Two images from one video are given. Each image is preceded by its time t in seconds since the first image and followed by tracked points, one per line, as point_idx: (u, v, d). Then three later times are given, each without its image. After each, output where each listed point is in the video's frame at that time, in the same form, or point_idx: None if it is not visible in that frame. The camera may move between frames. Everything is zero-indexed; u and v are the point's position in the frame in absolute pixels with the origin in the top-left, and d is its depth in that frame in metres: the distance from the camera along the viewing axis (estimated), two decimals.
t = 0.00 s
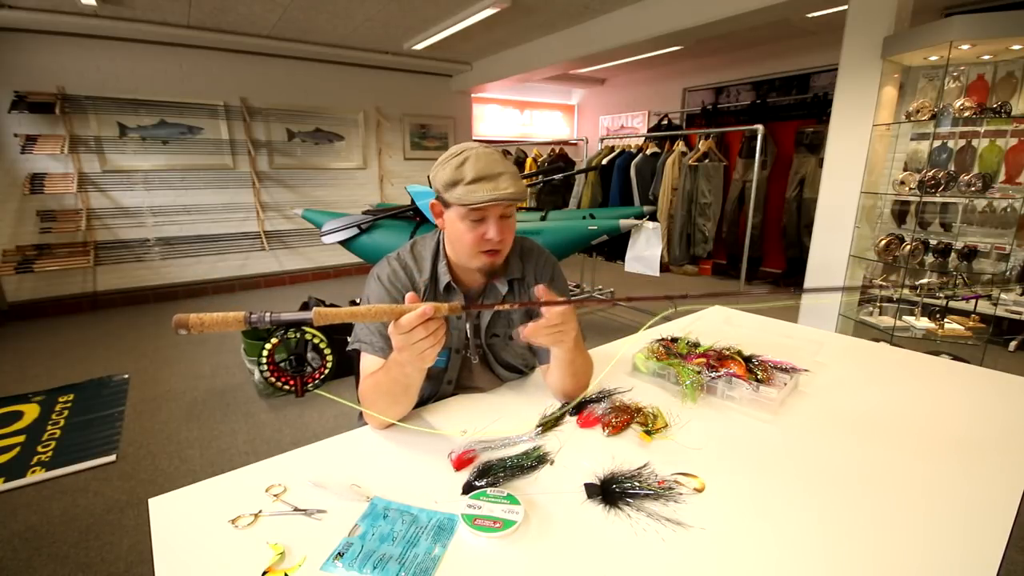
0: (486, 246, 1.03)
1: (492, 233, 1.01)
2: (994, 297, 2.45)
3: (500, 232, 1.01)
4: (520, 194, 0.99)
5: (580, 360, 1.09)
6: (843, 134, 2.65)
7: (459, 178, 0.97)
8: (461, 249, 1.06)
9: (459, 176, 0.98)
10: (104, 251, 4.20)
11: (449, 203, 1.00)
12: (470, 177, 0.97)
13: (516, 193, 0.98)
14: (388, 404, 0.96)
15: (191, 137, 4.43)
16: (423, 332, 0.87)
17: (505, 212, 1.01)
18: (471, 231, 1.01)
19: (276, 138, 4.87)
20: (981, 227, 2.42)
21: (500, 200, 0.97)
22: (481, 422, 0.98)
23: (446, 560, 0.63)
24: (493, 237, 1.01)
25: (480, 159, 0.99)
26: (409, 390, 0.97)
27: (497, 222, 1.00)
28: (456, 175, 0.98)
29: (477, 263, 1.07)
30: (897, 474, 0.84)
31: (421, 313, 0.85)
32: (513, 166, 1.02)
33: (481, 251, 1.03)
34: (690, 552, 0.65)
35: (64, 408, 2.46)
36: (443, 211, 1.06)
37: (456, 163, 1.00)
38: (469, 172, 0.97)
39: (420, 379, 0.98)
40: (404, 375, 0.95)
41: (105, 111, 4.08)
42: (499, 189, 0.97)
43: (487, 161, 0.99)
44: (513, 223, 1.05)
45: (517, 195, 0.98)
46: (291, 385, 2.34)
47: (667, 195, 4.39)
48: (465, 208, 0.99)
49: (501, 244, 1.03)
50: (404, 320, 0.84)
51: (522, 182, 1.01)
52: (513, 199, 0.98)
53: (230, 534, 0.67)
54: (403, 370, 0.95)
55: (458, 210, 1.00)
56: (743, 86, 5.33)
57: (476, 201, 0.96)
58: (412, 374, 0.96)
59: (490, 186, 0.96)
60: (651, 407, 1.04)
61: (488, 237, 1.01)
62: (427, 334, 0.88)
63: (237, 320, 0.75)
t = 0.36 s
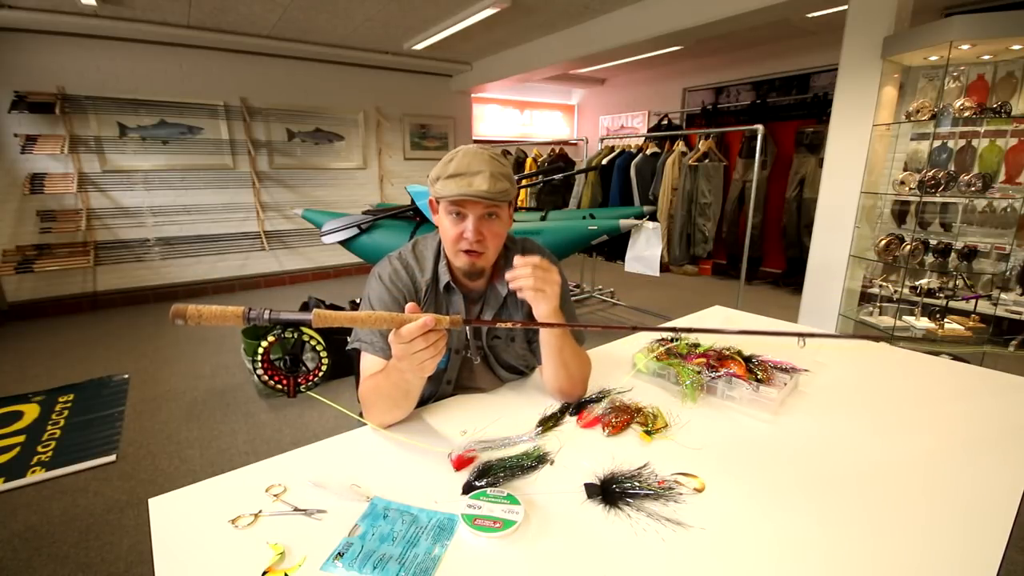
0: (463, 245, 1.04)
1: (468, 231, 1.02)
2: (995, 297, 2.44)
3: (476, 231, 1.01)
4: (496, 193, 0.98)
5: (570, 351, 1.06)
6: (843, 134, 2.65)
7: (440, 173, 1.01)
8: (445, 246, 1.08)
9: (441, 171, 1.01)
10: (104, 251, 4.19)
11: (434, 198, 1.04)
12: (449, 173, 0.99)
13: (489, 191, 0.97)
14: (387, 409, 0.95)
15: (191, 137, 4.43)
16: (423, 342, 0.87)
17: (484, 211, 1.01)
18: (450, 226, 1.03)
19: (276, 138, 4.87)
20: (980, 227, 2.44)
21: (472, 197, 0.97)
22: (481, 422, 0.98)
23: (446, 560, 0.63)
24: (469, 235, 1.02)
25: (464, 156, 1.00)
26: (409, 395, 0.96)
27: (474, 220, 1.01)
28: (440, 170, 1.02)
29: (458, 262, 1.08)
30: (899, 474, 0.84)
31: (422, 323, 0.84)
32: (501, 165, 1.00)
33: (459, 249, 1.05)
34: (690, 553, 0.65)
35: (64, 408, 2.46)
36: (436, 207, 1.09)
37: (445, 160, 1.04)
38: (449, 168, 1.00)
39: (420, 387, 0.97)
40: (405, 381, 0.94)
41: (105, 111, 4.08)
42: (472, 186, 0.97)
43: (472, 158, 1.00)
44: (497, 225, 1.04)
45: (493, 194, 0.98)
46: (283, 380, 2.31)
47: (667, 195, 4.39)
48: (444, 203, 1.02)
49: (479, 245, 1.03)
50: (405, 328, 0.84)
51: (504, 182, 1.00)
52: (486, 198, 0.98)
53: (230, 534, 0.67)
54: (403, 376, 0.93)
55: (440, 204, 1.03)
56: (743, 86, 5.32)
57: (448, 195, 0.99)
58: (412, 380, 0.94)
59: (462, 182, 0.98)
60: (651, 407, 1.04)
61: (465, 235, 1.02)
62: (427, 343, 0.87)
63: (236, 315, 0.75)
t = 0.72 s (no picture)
0: (461, 246, 1.04)
1: (467, 233, 1.02)
2: (994, 297, 2.44)
3: (475, 233, 1.01)
4: (495, 197, 0.98)
5: (570, 347, 1.05)
6: (843, 134, 2.65)
7: (442, 173, 1.01)
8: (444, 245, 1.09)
9: (443, 171, 1.01)
10: (104, 251, 4.19)
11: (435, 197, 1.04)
12: (450, 174, 0.99)
13: (489, 196, 0.97)
14: (387, 413, 0.94)
15: (191, 137, 4.43)
16: (423, 352, 0.86)
17: (482, 214, 1.01)
18: (450, 227, 1.03)
19: (276, 138, 4.87)
20: (980, 227, 2.44)
21: (471, 199, 0.97)
22: (480, 422, 0.98)
23: (446, 560, 0.63)
24: (467, 237, 1.02)
25: (466, 158, 1.00)
26: (408, 401, 0.95)
27: (473, 222, 1.01)
28: (442, 170, 1.02)
29: (455, 263, 1.08)
30: (899, 474, 0.84)
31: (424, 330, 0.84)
32: (503, 169, 1.00)
33: (456, 251, 1.05)
34: (689, 552, 0.66)
35: (64, 408, 2.46)
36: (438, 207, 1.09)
37: (448, 161, 1.04)
38: (450, 169, 1.00)
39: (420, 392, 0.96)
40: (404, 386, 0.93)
41: (105, 111, 4.08)
42: (471, 189, 0.97)
43: (474, 160, 1.00)
44: (496, 229, 1.03)
45: (492, 198, 0.98)
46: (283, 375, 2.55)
47: (667, 195, 4.39)
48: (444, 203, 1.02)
49: (476, 247, 1.03)
50: (407, 336, 0.83)
51: (503, 186, 0.99)
52: (484, 202, 0.97)
53: (230, 534, 0.67)
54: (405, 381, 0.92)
55: (440, 204, 1.03)
56: (743, 86, 5.32)
57: (447, 196, 0.99)
58: (412, 386, 0.94)
59: (462, 184, 0.98)
60: (651, 407, 1.04)
61: (463, 237, 1.02)
62: (426, 352, 0.87)
63: (233, 325, 0.75)
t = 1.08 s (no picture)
0: (469, 249, 1.03)
1: (474, 237, 1.01)
2: (994, 297, 2.44)
3: (483, 236, 1.00)
4: (502, 200, 0.97)
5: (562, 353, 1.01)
6: (843, 134, 2.65)
7: (444, 179, 0.99)
8: (449, 249, 1.08)
9: (445, 178, 0.99)
10: (104, 251, 4.19)
11: (437, 203, 1.02)
12: (453, 180, 0.97)
13: (496, 200, 0.96)
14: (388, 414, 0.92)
15: (191, 137, 4.43)
16: (427, 378, 0.83)
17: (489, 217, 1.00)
18: (456, 232, 1.02)
19: (276, 138, 4.87)
20: (980, 227, 2.44)
21: (478, 205, 0.96)
22: (480, 422, 0.98)
23: (446, 560, 0.63)
24: (476, 240, 1.01)
25: (467, 163, 0.99)
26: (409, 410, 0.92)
27: (480, 225, 0.99)
28: (443, 177, 1.00)
29: (463, 264, 1.08)
30: (899, 473, 0.84)
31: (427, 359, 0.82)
32: (504, 170, 0.99)
33: (464, 254, 1.04)
34: (689, 552, 0.66)
35: (64, 408, 2.46)
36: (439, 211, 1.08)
37: (447, 165, 1.01)
38: (453, 176, 0.98)
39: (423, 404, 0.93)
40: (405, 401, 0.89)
41: (105, 111, 4.08)
42: (478, 194, 0.96)
43: (474, 164, 0.99)
44: (502, 229, 1.03)
45: (499, 201, 0.97)
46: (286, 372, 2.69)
47: (667, 195, 4.39)
48: (448, 209, 1.00)
49: (485, 249, 1.02)
50: (411, 362, 0.79)
51: (508, 188, 0.98)
52: (492, 206, 0.96)
53: (230, 533, 0.67)
54: (406, 399, 0.88)
55: (444, 210, 1.02)
56: (743, 86, 5.32)
57: (453, 204, 0.98)
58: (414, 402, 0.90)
59: (468, 190, 0.96)
60: (651, 407, 1.04)
61: (471, 240, 1.01)
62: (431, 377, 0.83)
63: (230, 364, 0.69)
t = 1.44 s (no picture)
0: (483, 249, 1.04)
1: (490, 238, 1.02)
2: (994, 297, 2.45)
3: (499, 237, 1.02)
4: (521, 202, 0.98)
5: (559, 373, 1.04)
6: (843, 133, 2.65)
7: (459, 182, 0.96)
8: (458, 249, 1.07)
9: (461, 180, 0.96)
10: (104, 251, 4.19)
11: (450, 204, 0.99)
12: (470, 184, 0.95)
13: (516, 203, 0.96)
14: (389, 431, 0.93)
15: (191, 137, 4.43)
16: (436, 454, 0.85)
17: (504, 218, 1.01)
18: (470, 234, 1.01)
19: (276, 138, 4.87)
20: (980, 227, 2.43)
21: (499, 209, 0.95)
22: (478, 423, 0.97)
23: (446, 560, 0.63)
24: (492, 242, 1.02)
25: (482, 165, 0.96)
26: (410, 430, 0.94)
27: (496, 227, 1.00)
28: (458, 179, 0.96)
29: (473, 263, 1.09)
30: (899, 472, 0.84)
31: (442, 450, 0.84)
32: (519, 171, 0.98)
33: (478, 254, 1.05)
34: (688, 551, 0.66)
35: (64, 408, 2.46)
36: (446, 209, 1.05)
37: (459, 165, 0.98)
38: (470, 179, 0.95)
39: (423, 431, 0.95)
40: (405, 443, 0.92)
41: (105, 111, 4.08)
42: (498, 198, 0.95)
43: (490, 166, 0.96)
44: (515, 229, 1.03)
45: (518, 204, 0.97)
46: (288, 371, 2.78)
47: (667, 195, 4.40)
48: (463, 212, 0.98)
49: (499, 249, 1.04)
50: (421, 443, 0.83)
51: (524, 190, 0.99)
52: (513, 209, 0.96)
53: (230, 533, 0.67)
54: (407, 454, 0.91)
55: (458, 212, 0.99)
56: (743, 86, 5.32)
57: (473, 208, 0.96)
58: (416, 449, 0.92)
59: (488, 195, 0.95)
60: (651, 407, 1.04)
61: (486, 242, 1.02)
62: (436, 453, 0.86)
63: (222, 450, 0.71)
